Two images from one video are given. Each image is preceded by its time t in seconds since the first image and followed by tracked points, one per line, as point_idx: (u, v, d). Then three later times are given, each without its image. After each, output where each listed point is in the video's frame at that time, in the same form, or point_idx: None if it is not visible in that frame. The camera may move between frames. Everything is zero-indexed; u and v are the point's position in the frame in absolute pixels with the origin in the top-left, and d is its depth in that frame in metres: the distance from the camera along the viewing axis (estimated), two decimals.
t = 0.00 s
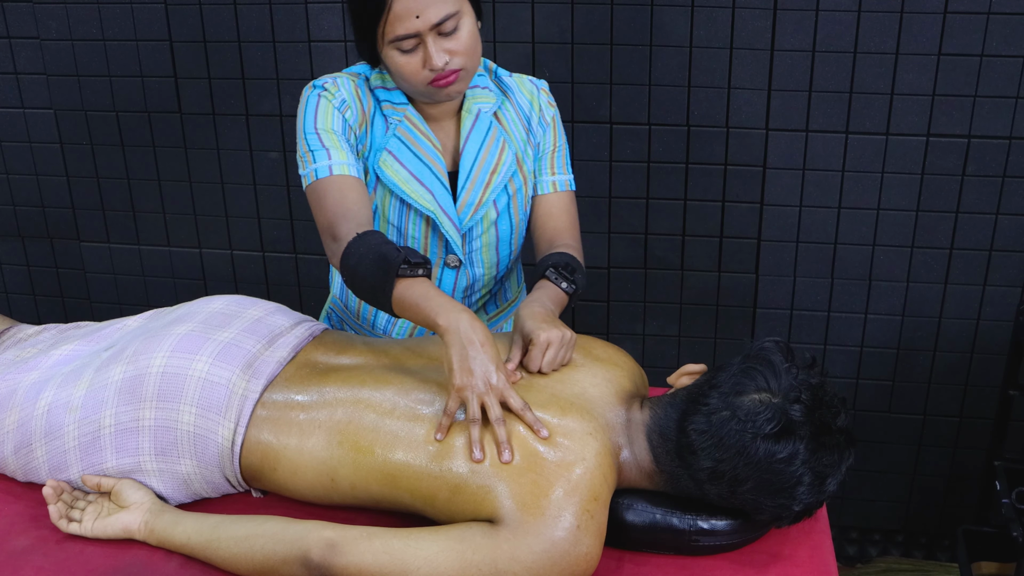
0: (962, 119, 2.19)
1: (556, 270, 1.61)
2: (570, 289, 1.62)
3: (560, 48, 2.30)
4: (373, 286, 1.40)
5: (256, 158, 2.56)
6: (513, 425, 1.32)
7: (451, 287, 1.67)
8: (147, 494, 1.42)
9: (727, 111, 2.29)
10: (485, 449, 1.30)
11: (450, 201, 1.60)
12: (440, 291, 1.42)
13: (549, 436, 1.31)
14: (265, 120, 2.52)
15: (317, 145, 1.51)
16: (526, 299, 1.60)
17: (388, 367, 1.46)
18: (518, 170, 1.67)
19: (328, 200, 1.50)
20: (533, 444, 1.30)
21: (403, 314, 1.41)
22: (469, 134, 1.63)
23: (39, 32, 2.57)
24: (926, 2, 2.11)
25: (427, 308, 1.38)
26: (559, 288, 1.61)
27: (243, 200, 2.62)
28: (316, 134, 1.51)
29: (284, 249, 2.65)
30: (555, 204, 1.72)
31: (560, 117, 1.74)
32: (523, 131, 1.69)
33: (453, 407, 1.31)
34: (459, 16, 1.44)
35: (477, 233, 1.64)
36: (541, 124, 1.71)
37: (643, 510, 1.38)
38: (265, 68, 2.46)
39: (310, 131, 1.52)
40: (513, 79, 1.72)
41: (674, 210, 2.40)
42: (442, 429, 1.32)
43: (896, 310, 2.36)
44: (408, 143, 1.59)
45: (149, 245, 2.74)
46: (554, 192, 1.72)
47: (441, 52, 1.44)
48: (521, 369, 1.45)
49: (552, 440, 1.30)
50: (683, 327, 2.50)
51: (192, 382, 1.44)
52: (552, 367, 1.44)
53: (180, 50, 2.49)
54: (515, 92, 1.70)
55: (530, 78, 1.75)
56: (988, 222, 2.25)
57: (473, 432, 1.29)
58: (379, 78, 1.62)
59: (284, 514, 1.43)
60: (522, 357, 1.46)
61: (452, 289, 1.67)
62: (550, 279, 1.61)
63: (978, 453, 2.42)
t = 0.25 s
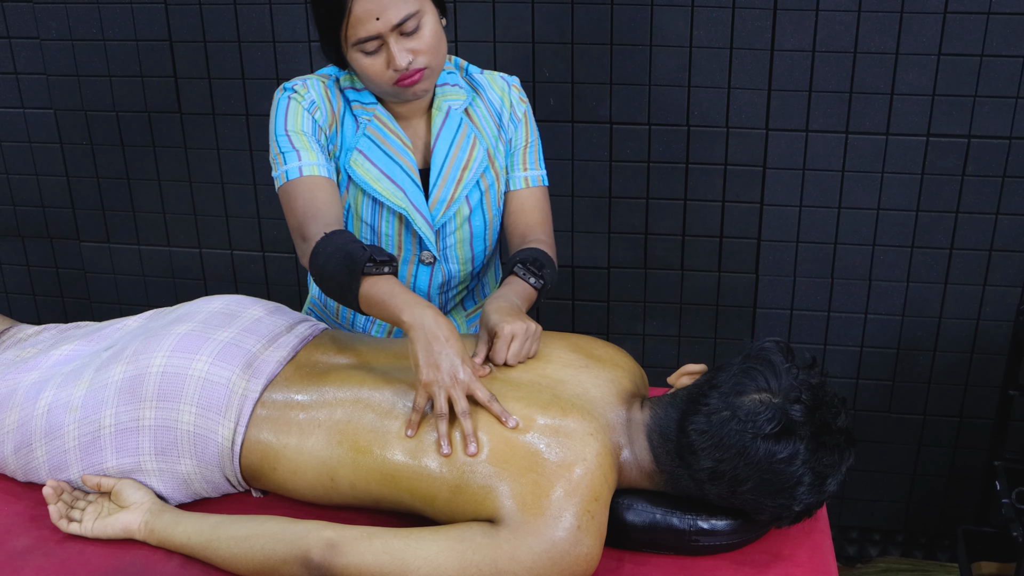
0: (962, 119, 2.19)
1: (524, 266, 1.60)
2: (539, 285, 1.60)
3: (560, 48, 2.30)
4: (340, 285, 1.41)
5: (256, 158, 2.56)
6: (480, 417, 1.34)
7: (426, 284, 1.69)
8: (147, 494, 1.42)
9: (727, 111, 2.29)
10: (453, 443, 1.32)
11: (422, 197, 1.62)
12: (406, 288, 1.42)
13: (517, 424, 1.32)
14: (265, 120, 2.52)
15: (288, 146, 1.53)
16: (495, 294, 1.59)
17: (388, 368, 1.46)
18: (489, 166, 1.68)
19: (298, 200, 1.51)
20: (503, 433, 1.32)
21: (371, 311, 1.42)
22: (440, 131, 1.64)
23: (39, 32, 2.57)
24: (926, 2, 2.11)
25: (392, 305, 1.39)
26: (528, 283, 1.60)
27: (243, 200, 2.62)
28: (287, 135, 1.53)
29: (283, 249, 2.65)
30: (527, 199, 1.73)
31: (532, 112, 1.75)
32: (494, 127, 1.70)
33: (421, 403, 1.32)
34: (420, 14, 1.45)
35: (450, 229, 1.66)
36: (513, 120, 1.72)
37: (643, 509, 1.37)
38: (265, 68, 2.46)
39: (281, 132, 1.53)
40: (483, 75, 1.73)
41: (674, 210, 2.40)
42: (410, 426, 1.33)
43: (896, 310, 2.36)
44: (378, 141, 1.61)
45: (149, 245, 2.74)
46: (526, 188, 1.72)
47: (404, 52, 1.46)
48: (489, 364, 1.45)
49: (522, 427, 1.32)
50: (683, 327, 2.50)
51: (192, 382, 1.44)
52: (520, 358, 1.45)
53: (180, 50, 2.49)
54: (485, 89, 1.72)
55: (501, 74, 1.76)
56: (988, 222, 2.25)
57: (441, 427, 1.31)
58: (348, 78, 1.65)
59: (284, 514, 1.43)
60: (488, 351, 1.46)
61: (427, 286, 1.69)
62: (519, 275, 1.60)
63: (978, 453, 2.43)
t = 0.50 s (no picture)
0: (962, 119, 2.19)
1: (490, 263, 1.61)
2: (504, 281, 1.62)
3: (560, 48, 2.30)
4: (308, 282, 1.44)
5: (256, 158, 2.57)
6: (443, 413, 1.35)
7: (402, 281, 1.71)
8: (147, 494, 1.42)
9: (727, 111, 2.29)
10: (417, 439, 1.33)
11: (395, 194, 1.64)
12: (372, 286, 1.44)
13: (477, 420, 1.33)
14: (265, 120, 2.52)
15: (260, 146, 1.55)
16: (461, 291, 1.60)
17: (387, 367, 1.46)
18: (462, 164, 1.70)
19: (271, 198, 1.54)
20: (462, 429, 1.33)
21: (337, 307, 1.44)
22: (413, 129, 1.66)
23: (39, 32, 2.57)
24: (926, 3, 2.11)
25: (357, 302, 1.40)
26: (494, 280, 1.61)
27: (243, 200, 2.62)
28: (259, 135, 1.56)
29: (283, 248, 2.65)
30: (499, 197, 1.74)
31: (504, 111, 1.77)
32: (467, 125, 1.71)
33: (385, 400, 1.34)
34: (387, 17, 1.47)
35: (424, 226, 1.68)
36: (485, 119, 1.74)
37: (643, 509, 1.37)
38: (265, 68, 2.47)
39: (254, 132, 1.56)
40: (456, 75, 1.74)
41: (674, 210, 2.40)
42: (376, 424, 1.34)
43: (896, 310, 2.36)
44: (349, 140, 1.63)
45: (149, 245, 2.74)
46: (498, 186, 1.74)
47: (374, 55, 1.48)
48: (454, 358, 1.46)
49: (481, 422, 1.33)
50: (683, 327, 2.50)
51: (192, 381, 1.44)
52: (484, 348, 1.46)
53: (180, 50, 2.49)
54: (458, 87, 1.73)
55: (474, 73, 1.77)
56: (989, 222, 2.25)
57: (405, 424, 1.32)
58: (320, 78, 1.66)
59: (284, 514, 1.43)
60: (451, 345, 1.47)
61: (402, 282, 1.71)
62: (484, 272, 1.61)
63: (978, 453, 2.43)
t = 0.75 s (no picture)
0: (962, 119, 2.19)
1: (464, 264, 1.62)
2: (477, 281, 1.62)
3: (560, 48, 2.30)
4: (282, 280, 1.45)
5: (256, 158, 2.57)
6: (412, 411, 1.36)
7: (385, 278, 1.72)
8: (147, 494, 1.42)
9: (727, 111, 2.29)
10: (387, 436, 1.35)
11: (376, 192, 1.65)
12: (345, 286, 1.46)
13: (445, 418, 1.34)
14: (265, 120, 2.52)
15: (242, 145, 1.57)
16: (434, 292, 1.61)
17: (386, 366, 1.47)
18: (444, 162, 1.71)
19: (251, 196, 1.56)
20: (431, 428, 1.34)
21: (308, 305, 1.46)
22: (395, 129, 1.68)
23: (39, 32, 2.57)
24: (926, 3, 2.11)
25: (329, 302, 1.42)
26: (468, 281, 1.61)
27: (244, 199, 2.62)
28: (241, 135, 1.58)
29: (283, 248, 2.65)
30: (480, 196, 1.75)
31: (487, 110, 1.79)
32: (448, 125, 1.73)
33: (356, 399, 1.36)
34: (369, 20, 1.48)
35: (406, 224, 1.69)
36: (467, 118, 1.76)
37: (643, 509, 1.37)
38: (265, 68, 2.47)
39: (236, 132, 1.58)
40: (439, 75, 1.76)
41: (674, 210, 2.40)
42: (348, 422, 1.36)
43: (896, 310, 2.36)
44: (331, 139, 1.64)
45: (149, 245, 2.74)
46: (480, 184, 1.75)
47: (355, 57, 1.49)
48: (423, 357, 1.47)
49: (450, 421, 1.34)
50: (683, 327, 2.50)
51: (192, 381, 1.44)
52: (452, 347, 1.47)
53: (180, 50, 2.49)
54: (440, 87, 1.74)
55: (457, 73, 1.79)
56: (989, 222, 2.25)
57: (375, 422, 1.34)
58: (303, 78, 1.68)
59: (284, 514, 1.43)
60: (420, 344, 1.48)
61: (385, 279, 1.72)
62: (459, 272, 1.62)
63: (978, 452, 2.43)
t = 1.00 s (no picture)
0: (962, 119, 2.19)
1: (444, 265, 1.61)
2: (457, 283, 1.61)
3: (560, 48, 2.30)
4: (261, 279, 1.46)
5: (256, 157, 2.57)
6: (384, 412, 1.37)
7: (372, 275, 1.72)
8: (147, 494, 1.42)
9: (727, 111, 2.29)
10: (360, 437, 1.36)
11: (363, 190, 1.65)
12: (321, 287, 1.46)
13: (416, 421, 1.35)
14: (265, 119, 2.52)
15: (229, 143, 1.59)
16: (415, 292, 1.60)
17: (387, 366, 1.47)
18: (432, 161, 1.72)
19: (236, 195, 1.58)
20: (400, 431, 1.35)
21: (285, 306, 1.46)
22: (382, 127, 1.68)
23: (39, 32, 2.57)
24: (926, 3, 2.11)
25: (304, 303, 1.43)
26: (448, 282, 1.61)
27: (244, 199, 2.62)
28: (229, 133, 1.59)
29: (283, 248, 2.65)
30: (468, 196, 1.75)
31: (476, 111, 1.79)
32: (436, 124, 1.73)
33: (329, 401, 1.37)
34: (355, 19, 1.48)
35: (393, 222, 1.69)
36: (455, 118, 1.76)
37: (643, 510, 1.37)
38: (266, 68, 2.47)
39: (224, 131, 1.60)
40: (428, 75, 1.75)
41: (674, 210, 2.40)
42: (322, 423, 1.37)
43: (896, 310, 2.36)
44: (318, 138, 1.64)
45: (149, 245, 2.74)
46: (467, 184, 1.75)
47: (342, 57, 1.50)
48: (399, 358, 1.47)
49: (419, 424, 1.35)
50: (684, 328, 2.50)
51: (192, 382, 1.44)
52: (428, 348, 1.48)
53: (180, 50, 2.49)
54: (429, 87, 1.74)
55: (447, 73, 1.78)
56: (989, 222, 2.25)
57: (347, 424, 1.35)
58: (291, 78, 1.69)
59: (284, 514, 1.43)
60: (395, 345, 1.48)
61: (372, 277, 1.72)
62: (439, 274, 1.61)
63: (978, 452, 2.43)
